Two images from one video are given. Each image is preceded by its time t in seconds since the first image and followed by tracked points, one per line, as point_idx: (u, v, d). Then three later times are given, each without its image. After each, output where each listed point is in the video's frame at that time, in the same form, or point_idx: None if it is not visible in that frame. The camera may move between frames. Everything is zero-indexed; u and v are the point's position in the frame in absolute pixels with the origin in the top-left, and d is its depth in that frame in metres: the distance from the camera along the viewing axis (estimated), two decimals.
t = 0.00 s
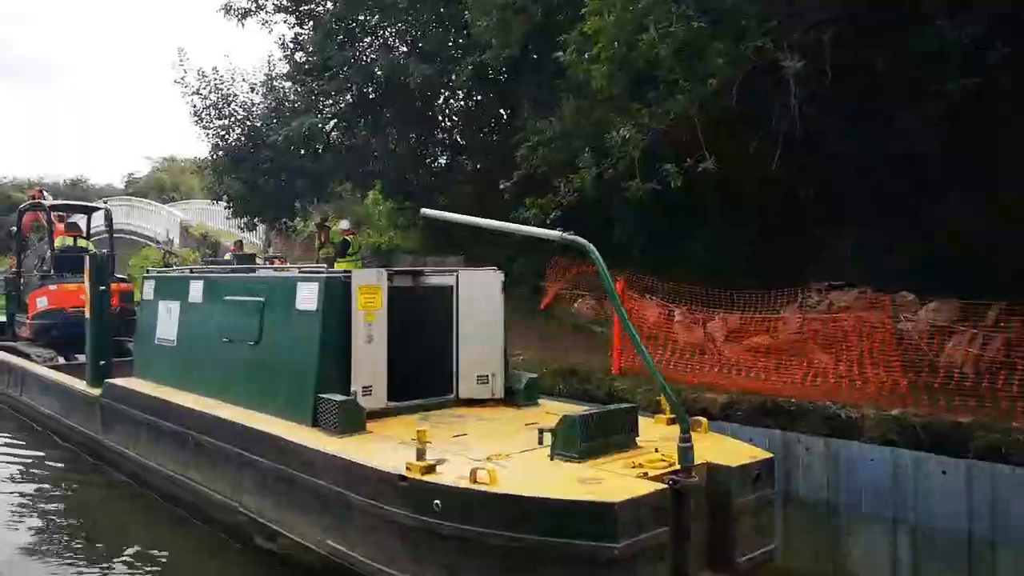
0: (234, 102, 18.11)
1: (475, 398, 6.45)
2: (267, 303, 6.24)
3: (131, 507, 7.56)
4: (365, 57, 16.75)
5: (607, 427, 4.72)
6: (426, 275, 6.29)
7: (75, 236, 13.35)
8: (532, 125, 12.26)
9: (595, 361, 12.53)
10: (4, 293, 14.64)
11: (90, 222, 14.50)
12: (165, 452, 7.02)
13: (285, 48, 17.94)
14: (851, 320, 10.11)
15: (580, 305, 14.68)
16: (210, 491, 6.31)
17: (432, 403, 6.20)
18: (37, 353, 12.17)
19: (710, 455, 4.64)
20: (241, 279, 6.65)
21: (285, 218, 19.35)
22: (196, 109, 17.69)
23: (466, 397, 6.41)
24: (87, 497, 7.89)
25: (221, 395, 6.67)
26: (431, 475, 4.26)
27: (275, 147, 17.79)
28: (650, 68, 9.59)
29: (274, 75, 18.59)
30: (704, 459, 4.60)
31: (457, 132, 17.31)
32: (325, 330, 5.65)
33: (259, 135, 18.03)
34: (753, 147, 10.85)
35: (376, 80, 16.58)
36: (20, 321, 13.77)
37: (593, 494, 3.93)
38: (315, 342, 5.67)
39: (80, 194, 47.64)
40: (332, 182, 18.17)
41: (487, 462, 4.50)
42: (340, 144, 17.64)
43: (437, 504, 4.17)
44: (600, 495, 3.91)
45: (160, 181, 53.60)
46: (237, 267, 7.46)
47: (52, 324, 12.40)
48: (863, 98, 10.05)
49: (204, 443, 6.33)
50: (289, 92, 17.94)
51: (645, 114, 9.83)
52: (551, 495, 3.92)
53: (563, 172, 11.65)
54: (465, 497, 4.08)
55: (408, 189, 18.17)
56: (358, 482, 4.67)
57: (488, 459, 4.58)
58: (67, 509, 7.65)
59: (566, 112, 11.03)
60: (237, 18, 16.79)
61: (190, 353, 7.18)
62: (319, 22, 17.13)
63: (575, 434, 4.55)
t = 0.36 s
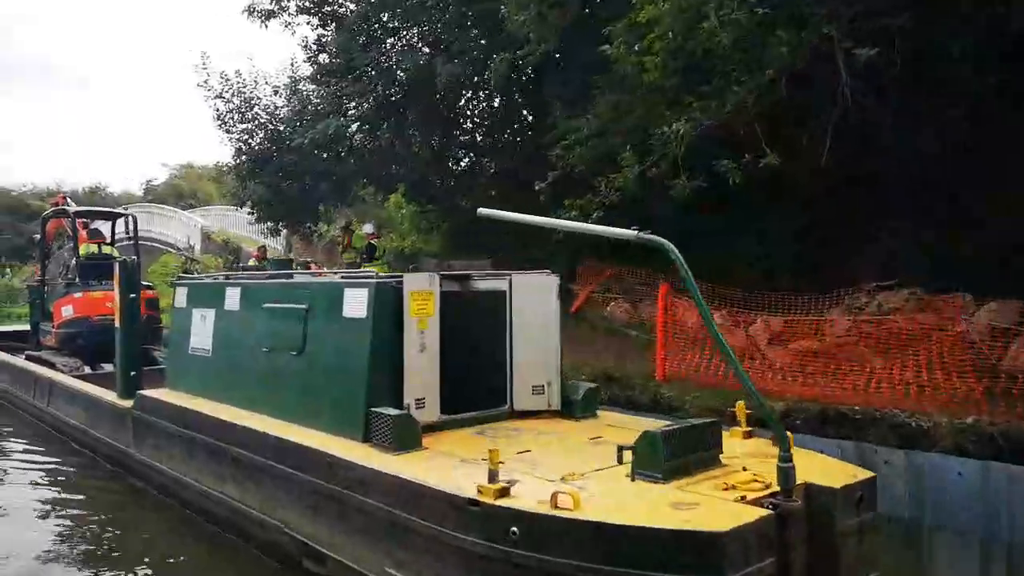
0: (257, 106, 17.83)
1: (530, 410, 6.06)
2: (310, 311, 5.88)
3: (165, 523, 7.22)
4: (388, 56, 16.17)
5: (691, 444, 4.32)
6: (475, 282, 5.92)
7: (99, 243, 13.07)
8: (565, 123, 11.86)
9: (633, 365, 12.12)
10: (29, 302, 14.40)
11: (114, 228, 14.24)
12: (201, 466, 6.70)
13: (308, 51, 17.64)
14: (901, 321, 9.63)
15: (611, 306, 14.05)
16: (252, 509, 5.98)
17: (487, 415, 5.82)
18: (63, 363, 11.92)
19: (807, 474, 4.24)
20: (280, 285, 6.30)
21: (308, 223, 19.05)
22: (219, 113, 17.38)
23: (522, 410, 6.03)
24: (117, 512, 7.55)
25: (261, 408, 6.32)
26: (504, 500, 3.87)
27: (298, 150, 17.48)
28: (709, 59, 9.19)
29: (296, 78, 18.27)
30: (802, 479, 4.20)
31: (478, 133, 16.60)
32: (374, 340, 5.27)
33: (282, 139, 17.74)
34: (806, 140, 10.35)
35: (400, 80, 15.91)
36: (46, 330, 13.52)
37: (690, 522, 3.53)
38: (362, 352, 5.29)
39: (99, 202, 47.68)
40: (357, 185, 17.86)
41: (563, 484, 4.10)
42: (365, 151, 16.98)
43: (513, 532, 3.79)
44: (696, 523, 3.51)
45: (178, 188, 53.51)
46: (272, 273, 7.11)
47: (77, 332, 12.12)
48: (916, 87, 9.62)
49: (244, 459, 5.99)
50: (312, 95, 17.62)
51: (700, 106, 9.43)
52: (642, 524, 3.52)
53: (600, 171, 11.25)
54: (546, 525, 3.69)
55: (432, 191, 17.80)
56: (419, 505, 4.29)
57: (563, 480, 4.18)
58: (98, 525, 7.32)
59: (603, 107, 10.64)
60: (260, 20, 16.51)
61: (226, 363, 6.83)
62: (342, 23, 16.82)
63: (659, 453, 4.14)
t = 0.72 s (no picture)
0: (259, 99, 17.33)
1: (573, 419, 5.64)
2: (338, 313, 5.45)
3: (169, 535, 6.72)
4: (392, 51, 15.46)
5: (773, 462, 3.90)
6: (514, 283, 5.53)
7: (97, 239, 12.55)
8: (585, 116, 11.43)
9: (653, 369, 11.71)
10: (23, 299, 13.87)
11: (113, 223, 13.73)
12: (213, 477, 6.25)
13: (313, 43, 17.16)
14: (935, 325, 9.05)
15: (626, 308, 13.65)
16: (274, 526, 5.55)
17: (528, 425, 5.40)
18: (60, 364, 11.43)
19: (906, 498, 3.81)
20: (302, 284, 5.86)
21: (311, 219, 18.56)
22: (221, 106, 16.86)
23: (565, 419, 5.61)
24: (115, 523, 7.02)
25: (280, 416, 5.87)
26: (577, 528, 3.44)
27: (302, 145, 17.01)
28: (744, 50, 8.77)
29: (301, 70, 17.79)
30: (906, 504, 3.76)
31: (483, 128, 16.11)
32: (413, 346, 4.85)
33: (287, 132, 17.31)
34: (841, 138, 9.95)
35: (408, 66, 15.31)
36: (41, 328, 13.00)
37: (799, 559, 3.09)
38: (401, 358, 4.86)
39: (91, 198, 47.02)
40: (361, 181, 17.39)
41: (636, 508, 3.68)
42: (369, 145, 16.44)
43: (589, 565, 3.35)
44: (801, 559, 3.09)
45: (172, 185, 52.84)
46: (289, 272, 6.68)
47: (76, 331, 11.67)
48: (958, 80, 9.23)
49: (265, 473, 5.54)
50: (317, 88, 17.13)
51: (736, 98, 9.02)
52: (736, 560, 3.10)
53: (623, 167, 10.82)
54: (632, 559, 3.26)
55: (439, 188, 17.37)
56: (476, 534, 3.86)
57: (635, 504, 3.77)
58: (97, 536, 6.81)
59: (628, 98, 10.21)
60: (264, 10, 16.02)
61: (242, 368, 6.40)
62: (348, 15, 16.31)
63: (743, 472, 3.73)
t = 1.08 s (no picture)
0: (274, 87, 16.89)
1: (633, 426, 5.21)
2: (385, 310, 5.07)
3: (205, 547, 6.44)
4: (411, 36, 14.79)
5: (889, 482, 3.49)
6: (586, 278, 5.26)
7: (111, 228, 12.10)
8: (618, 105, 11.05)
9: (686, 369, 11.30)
10: (32, 290, 13.46)
11: (126, 212, 13.31)
12: (255, 485, 5.99)
13: (330, 29, 16.69)
14: (980, 329, 8.58)
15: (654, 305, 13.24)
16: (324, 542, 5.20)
17: (590, 433, 5.00)
18: (72, 358, 11.04)
19: None
20: (343, 278, 5.49)
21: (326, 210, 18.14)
22: (235, 94, 16.39)
23: (626, 426, 5.19)
24: (144, 531, 6.75)
25: (325, 420, 5.53)
26: (682, 557, 3.04)
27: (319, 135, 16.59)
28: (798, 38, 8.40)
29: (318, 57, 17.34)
30: None
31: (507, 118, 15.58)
32: (469, 346, 4.43)
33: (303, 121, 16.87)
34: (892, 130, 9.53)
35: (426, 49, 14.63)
36: (51, 320, 12.60)
37: None
38: (457, 360, 4.47)
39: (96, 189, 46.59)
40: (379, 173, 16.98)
41: (743, 535, 3.28)
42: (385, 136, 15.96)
43: None
44: None
45: (175, 176, 52.32)
46: (326, 265, 6.30)
47: (88, 325, 11.28)
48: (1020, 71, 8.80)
49: (313, 484, 5.21)
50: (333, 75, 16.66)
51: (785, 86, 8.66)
52: None
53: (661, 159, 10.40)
54: None
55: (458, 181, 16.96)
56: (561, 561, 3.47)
57: (737, 529, 3.38)
58: (126, 546, 6.51)
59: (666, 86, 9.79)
60: None
61: (279, 367, 6.04)
62: None
63: (859, 494, 3.32)
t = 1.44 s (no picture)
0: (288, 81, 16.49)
1: (705, 440, 4.78)
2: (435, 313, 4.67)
3: (222, 559, 5.99)
4: (430, 29, 14.04)
5: None
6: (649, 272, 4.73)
7: (124, 224, 11.65)
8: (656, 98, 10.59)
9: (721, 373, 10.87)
10: (40, 289, 13.14)
11: (139, 208, 12.91)
12: (291, 502, 5.60)
13: (347, 21, 16.20)
14: None
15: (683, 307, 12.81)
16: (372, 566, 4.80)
17: (661, 448, 4.57)
18: (85, 359, 10.66)
19: None
20: (382, 276, 5.08)
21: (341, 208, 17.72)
22: (249, 87, 15.99)
23: (698, 440, 4.76)
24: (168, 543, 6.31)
25: (370, 430, 5.14)
26: None
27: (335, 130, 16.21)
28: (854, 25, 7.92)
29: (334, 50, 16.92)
30: None
31: (523, 115, 14.94)
32: (539, 355, 4.00)
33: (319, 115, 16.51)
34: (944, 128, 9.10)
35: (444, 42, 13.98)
36: (61, 320, 12.21)
37: None
38: (524, 370, 4.04)
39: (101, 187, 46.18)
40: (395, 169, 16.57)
41: None
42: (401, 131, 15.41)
43: None
44: None
45: (181, 173, 51.84)
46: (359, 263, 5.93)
47: (98, 326, 10.91)
48: None
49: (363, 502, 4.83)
50: (350, 68, 16.19)
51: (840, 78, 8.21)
52: None
53: (699, 156, 9.99)
54: None
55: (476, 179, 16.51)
56: None
57: (872, 571, 2.95)
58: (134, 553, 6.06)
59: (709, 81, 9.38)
60: None
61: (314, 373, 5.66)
62: None
63: (1017, 532, 2.89)
